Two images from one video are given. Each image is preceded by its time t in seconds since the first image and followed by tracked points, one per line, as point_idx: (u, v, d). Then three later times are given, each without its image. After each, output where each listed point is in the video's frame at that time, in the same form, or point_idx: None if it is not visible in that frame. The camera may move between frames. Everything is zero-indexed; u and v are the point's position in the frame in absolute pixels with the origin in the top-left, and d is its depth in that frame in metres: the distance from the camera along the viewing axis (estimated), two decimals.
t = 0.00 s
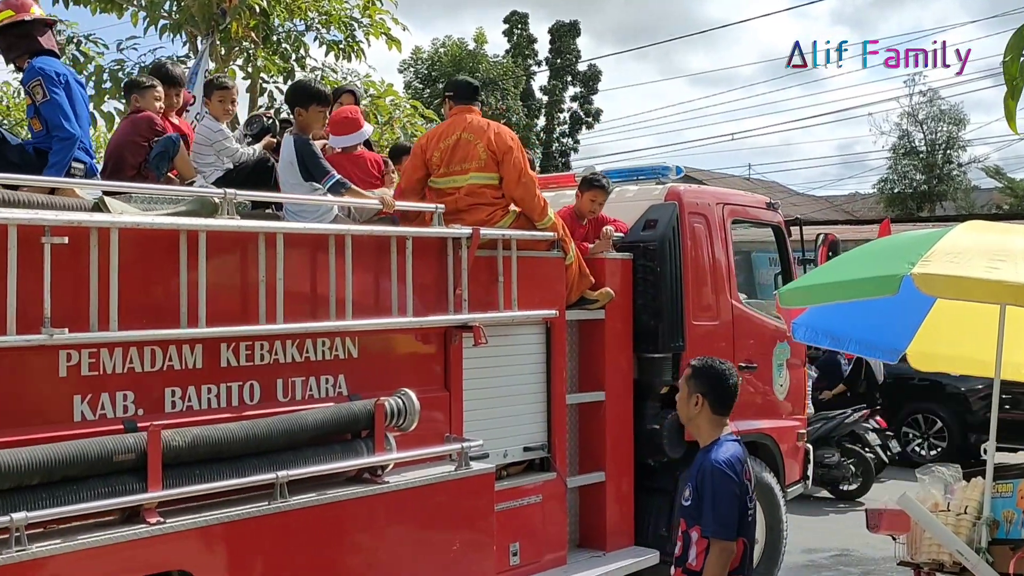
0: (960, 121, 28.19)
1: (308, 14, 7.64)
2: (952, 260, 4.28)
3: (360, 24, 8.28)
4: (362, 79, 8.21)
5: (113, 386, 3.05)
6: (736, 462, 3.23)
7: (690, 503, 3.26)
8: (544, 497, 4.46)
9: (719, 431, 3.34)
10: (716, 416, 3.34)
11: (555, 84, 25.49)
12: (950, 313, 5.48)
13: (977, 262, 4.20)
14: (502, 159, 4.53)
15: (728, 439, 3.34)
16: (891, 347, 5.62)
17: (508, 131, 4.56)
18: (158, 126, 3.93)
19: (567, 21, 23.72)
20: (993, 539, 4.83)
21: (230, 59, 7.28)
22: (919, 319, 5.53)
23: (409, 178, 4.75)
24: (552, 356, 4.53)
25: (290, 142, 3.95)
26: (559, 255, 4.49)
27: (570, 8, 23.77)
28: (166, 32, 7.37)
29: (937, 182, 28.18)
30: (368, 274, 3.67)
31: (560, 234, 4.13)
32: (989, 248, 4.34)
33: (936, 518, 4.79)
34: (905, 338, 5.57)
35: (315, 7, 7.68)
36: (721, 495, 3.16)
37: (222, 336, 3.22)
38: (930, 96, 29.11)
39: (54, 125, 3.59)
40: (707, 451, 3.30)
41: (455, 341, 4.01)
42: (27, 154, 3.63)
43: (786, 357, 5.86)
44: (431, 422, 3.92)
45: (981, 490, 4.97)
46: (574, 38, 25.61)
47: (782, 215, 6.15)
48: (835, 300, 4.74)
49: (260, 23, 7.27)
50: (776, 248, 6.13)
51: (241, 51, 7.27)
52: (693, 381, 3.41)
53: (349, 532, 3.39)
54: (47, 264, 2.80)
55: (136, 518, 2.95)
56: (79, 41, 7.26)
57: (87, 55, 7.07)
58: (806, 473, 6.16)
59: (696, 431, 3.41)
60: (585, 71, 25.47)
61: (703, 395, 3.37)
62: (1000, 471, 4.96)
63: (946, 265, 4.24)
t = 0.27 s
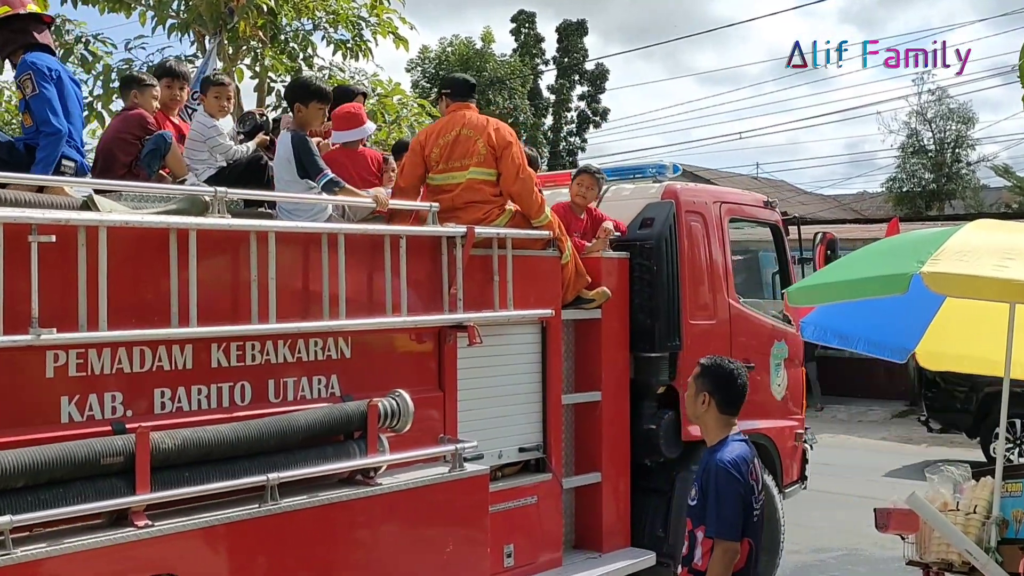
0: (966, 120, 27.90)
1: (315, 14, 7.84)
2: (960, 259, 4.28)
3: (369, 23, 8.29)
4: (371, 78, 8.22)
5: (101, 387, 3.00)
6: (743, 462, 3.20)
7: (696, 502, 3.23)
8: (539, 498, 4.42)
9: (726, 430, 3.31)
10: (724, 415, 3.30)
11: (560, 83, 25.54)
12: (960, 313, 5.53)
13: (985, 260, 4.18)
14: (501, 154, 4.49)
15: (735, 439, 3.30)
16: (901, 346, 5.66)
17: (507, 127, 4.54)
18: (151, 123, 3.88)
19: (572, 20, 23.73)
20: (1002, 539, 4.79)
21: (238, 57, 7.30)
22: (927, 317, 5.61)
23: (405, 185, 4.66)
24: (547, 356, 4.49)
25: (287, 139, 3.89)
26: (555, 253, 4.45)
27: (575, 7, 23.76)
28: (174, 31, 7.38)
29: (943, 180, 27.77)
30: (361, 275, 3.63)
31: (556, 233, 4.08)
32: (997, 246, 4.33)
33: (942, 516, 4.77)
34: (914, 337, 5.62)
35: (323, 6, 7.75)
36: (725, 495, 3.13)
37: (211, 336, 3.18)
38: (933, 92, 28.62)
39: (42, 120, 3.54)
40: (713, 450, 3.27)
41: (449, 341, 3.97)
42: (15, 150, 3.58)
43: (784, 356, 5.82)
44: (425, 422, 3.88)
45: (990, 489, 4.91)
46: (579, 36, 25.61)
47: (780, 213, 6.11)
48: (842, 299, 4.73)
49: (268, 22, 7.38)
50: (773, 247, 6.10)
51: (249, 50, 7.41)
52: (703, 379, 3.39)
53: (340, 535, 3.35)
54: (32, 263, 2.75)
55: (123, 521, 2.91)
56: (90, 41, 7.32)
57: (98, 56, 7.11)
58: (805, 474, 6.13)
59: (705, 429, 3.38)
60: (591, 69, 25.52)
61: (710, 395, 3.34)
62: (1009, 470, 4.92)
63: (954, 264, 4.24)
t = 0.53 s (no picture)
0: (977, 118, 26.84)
1: (323, 13, 7.79)
2: (970, 255, 4.44)
3: (375, 22, 8.28)
4: (377, 76, 8.23)
5: (86, 385, 2.96)
6: (748, 460, 3.18)
7: (700, 499, 3.23)
8: (534, 498, 4.37)
9: (731, 427, 3.28)
10: (728, 412, 3.27)
11: (568, 82, 25.51)
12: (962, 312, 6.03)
13: (994, 257, 4.33)
14: (494, 152, 4.45)
15: (741, 436, 3.26)
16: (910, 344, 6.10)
17: (500, 122, 4.49)
18: (140, 118, 3.84)
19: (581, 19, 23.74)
20: (1010, 537, 4.99)
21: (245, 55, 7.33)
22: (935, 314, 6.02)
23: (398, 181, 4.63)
24: (542, 354, 4.44)
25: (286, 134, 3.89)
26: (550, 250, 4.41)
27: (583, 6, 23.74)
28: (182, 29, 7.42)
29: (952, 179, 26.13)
30: (353, 272, 3.58)
31: (551, 230, 4.04)
32: (1006, 243, 4.48)
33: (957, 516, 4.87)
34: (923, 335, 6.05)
35: (330, 4, 7.71)
36: (729, 493, 3.12)
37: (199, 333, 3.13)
38: (940, 94, 28.11)
39: (25, 112, 3.50)
40: (718, 447, 3.25)
41: (442, 338, 3.94)
42: None
43: (783, 355, 5.77)
44: (417, 421, 3.83)
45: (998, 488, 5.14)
46: (588, 36, 25.55)
47: (778, 210, 6.07)
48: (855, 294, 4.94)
49: (275, 20, 7.38)
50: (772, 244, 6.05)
51: (256, 48, 7.43)
52: (708, 375, 3.37)
53: (330, 535, 3.31)
54: (16, 258, 2.71)
55: (108, 520, 2.86)
56: (98, 39, 7.34)
57: (105, 55, 7.12)
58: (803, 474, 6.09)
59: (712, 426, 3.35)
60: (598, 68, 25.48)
61: (715, 391, 3.31)
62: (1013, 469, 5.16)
63: (963, 260, 4.39)
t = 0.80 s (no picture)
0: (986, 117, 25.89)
1: (331, 11, 7.75)
2: (979, 250, 4.62)
3: (383, 21, 8.25)
4: (386, 74, 8.24)
5: (73, 381, 2.92)
6: (754, 455, 3.16)
7: (705, 495, 3.20)
8: (529, 497, 4.33)
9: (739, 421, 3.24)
10: (734, 407, 3.24)
11: (577, 81, 25.42)
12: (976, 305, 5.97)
13: (1002, 253, 4.52)
14: (489, 146, 4.39)
15: (748, 431, 3.23)
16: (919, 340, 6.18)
17: (493, 115, 4.44)
18: (131, 111, 3.79)
19: (592, 18, 23.73)
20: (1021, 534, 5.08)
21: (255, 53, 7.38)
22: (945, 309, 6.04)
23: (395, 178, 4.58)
24: (538, 352, 4.40)
25: (288, 123, 3.80)
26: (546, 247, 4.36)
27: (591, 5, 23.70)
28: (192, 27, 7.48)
29: (961, 178, 25.36)
30: (345, 269, 3.54)
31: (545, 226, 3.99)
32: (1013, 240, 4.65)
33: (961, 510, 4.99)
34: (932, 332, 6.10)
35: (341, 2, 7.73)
36: (733, 488, 3.09)
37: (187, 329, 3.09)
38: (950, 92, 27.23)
39: (13, 103, 3.45)
40: (724, 443, 3.23)
41: (436, 336, 3.89)
42: None
43: (781, 353, 5.72)
44: (409, 418, 3.79)
45: (1007, 484, 5.19)
46: (596, 34, 25.51)
47: (778, 208, 6.02)
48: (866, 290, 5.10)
49: (284, 17, 7.35)
50: (771, 241, 6.00)
51: (265, 46, 7.41)
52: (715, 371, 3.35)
53: (320, 533, 3.26)
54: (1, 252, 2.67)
55: (94, 518, 2.82)
56: (106, 36, 7.34)
57: (114, 52, 7.14)
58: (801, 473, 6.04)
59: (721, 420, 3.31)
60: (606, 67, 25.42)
61: (724, 386, 3.29)
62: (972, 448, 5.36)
63: (973, 255, 4.57)
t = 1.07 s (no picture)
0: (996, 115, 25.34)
1: (340, 8, 7.74)
2: (991, 247, 4.58)
3: (393, 18, 8.23)
4: (395, 72, 8.26)
5: (57, 379, 2.87)
6: (762, 453, 3.17)
7: (712, 490, 3.21)
8: (523, 497, 4.29)
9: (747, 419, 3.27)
10: (743, 404, 3.26)
11: (586, 79, 25.38)
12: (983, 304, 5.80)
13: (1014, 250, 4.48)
14: (487, 142, 4.35)
15: (755, 429, 3.24)
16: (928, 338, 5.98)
17: (492, 112, 4.41)
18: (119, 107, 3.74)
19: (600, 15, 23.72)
20: None
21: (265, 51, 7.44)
22: (956, 309, 5.88)
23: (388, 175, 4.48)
24: (533, 351, 4.35)
25: (282, 118, 3.74)
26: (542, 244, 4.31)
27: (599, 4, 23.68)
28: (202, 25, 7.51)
29: (972, 177, 25.12)
30: (336, 269, 3.49)
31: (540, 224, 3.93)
32: None
33: (973, 508, 4.79)
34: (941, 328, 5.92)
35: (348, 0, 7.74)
36: (740, 485, 3.10)
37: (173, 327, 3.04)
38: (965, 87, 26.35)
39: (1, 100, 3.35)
40: (733, 440, 3.24)
41: (428, 334, 3.84)
42: None
43: (780, 352, 5.67)
44: (401, 417, 3.74)
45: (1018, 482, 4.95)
46: (606, 32, 25.46)
47: (777, 206, 5.97)
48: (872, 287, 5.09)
49: (293, 16, 7.40)
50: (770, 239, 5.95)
51: (274, 44, 7.44)
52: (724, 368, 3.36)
53: (309, 535, 3.21)
54: None
55: (78, 519, 2.78)
56: (117, 35, 7.37)
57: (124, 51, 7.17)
58: (800, 472, 6.00)
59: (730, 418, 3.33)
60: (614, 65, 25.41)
61: (734, 383, 3.29)
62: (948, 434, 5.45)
63: (986, 252, 4.53)
